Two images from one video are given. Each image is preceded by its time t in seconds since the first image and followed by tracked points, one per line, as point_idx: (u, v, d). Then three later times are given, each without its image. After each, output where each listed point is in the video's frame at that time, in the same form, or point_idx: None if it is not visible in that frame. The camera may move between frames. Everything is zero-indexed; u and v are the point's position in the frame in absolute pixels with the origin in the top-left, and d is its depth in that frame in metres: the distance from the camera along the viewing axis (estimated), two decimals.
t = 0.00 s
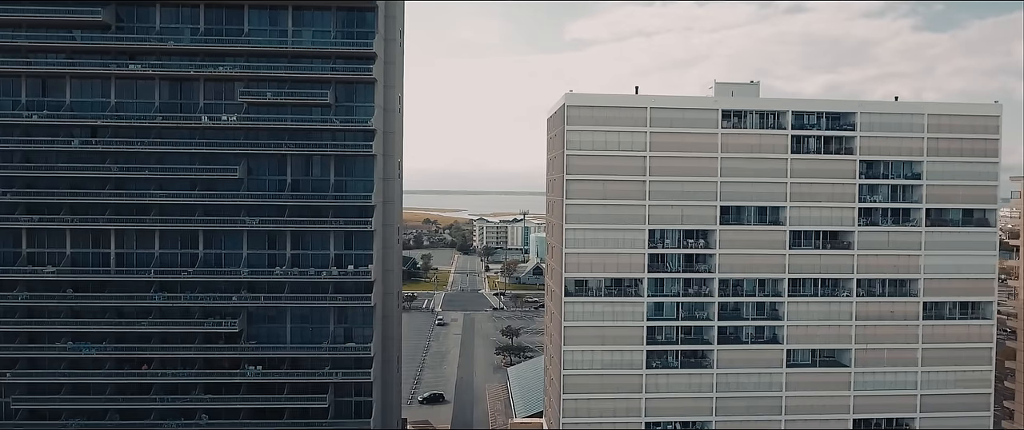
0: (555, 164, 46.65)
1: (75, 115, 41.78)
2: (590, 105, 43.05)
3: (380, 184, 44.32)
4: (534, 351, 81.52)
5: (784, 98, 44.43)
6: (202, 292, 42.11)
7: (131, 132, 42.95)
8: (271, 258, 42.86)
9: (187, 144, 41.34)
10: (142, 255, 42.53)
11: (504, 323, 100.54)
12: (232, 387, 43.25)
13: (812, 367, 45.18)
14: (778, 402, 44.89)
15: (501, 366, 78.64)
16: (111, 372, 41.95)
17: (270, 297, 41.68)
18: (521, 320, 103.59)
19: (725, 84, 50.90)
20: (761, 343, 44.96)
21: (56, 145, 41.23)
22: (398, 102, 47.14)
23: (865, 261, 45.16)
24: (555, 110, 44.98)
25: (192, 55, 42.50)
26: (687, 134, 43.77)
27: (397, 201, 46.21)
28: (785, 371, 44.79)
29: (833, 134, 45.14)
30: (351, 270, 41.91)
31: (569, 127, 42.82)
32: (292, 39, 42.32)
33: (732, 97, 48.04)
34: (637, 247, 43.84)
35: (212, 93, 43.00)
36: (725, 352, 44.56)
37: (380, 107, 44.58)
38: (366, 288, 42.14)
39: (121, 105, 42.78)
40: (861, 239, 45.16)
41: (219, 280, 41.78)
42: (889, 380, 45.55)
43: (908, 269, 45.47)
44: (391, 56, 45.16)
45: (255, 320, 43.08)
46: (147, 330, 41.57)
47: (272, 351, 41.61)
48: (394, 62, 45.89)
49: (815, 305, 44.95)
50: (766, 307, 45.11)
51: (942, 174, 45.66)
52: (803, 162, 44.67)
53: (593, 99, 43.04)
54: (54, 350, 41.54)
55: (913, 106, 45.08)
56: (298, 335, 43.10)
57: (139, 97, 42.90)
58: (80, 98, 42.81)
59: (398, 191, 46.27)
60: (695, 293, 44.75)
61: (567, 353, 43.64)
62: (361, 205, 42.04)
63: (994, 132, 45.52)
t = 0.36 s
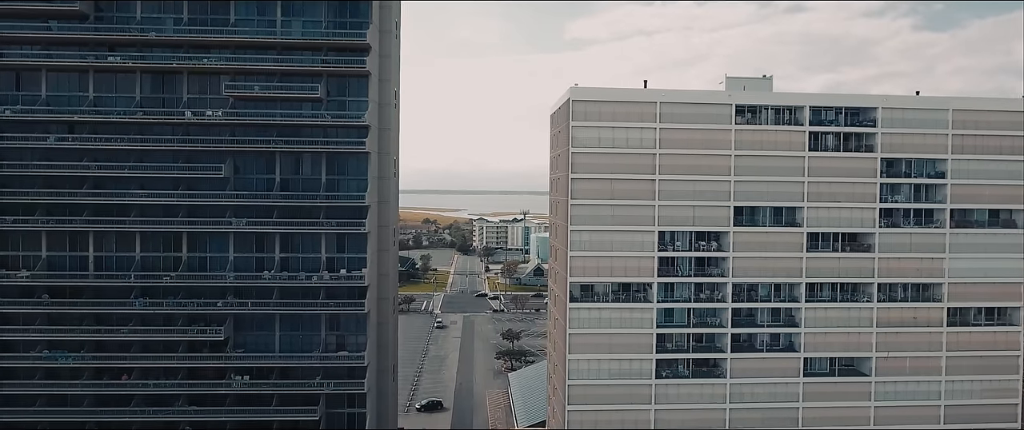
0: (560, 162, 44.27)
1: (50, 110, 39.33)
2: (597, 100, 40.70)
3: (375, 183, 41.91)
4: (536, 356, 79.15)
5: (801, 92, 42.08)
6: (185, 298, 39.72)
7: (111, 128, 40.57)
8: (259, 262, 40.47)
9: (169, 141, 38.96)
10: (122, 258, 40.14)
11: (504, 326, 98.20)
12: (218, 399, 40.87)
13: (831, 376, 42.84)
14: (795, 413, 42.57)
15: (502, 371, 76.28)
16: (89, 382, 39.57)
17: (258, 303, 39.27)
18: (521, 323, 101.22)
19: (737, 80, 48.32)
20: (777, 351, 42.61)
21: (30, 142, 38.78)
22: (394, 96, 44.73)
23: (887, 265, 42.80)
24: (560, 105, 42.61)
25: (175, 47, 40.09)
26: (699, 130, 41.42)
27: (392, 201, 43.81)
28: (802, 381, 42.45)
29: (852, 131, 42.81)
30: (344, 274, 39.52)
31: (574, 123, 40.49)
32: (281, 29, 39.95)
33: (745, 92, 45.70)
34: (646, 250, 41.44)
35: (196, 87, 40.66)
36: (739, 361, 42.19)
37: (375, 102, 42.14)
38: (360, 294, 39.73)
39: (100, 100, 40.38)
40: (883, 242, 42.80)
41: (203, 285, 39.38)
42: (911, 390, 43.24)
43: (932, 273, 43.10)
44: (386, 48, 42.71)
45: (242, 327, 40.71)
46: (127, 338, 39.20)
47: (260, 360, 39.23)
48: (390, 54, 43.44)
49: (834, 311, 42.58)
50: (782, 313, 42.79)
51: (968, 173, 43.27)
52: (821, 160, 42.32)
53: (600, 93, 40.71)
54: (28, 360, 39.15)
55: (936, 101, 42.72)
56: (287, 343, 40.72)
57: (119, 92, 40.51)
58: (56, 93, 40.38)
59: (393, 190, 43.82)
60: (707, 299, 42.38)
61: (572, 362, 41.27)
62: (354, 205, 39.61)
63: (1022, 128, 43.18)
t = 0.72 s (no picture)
0: (564, 160, 41.92)
1: (23, 105, 36.95)
2: (604, 94, 38.35)
3: (368, 182, 39.52)
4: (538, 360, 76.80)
5: (821, 86, 39.69)
6: (167, 304, 37.37)
7: (88, 124, 38.19)
8: (246, 266, 38.09)
9: (150, 138, 36.60)
10: (100, 262, 37.78)
11: (505, 330, 95.80)
12: (202, 412, 38.48)
13: (851, 387, 40.52)
14: (814, 426, 40.23)
15: (503, 377, 73.95)
16: (64, 395, 37.20)
17: (244, 310, 36.92)
18: (523, 326, 98.84)
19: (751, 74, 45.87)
20: (794, 360, 40.27)
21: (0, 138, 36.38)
22: (389, 91, 42.35)
23: (911, 269, 40.44)
24: (565, 99, 40.26)
25: (155, 38, 37.72)
26: (712, 126, 39.06)
27: (387, 201, 41.43)
28: (821, 392, 40.10)
29: (873, 127, 40.47)
30: (336, 279, 37.13)
31: (580, 118, 38.15)
32: (268, 19, 37.59)
33: (759, 85, 43.35)
34: (656, 253, 39.08)
35: (179, 81, 38.29)
36: (755, 371, 39.85)
37: (369, 96, 39.76)
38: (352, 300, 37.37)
39: (76, 94, 38.00)
40: (906, 244, 40.45)
41: (186, 291, 37.03)
42: (936, 401, 40.91)
43: (959, 278, 40.72)
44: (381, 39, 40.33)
45: (228, 335, 38.35)
46: (104, 347, 36.84)
47: (246, 371, 36.87)
48: (385, 46, 41.07)
49: (854, 318, 40.25)
50: (800, 320, 40.45)
51: (996, 172, 40.91)
52: (841, 158, 39.95)
53: (608, 87, 38.36)
54: None
55: (963, 95, 40.37)
56: (275, 352, 38.35)
57: (96, 86, 38.15)
58: (29, 86, 37.99)
59: (388, 190, 41.41)
60: (721, 305, 40.03)
61: (578, 372, 38.93)
62: (346, 205, 37.25)
63: None
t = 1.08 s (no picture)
0: (569, 158, 39.76)
1: None
2: (612, 88, 36.21)
3: (362, 182, 37.33)
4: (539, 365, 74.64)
5: (840, 80, 37.51)
6: (147, 312, 35.15)
7: (63, 120, 35.94)
8: (230, 271, 35.87)
9: (129, 135, 34.38)
10: (77, 267, 35.56)
11: (505, 333, 93.64)
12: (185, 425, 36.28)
13: (871, 398, 38.40)
14: None
15: (503, 382, 71.82)
16: (37, 407, 34.96)
17: (229, 318, 34.74)
18: (523, 328, 96.71)
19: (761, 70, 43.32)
20: (812, 369, 38.13)
21: None
22: (384, 85, 40.15)
23: (934, 273, 38.31)
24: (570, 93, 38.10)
25: (135, 28, 35.50)
26: (725, 122, 36.91)
27: (382, 202, 39.26)
28: (840, 403, 37.98)
29: (895, 123, 38.36)
30: (327, 285, 34.96)
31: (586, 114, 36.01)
32: (255, 8, 35.39)
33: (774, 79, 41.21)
34: (667, 257, 36.92)
35: (160, 74, 36.09)
36: (771, 381, 37.71)
37: (362, 91, 37.57)
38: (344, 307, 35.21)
39: (51, 88, 35.76)
40: (930, 247, 38.31)
41: (168, 297, 34.83)
42: (960, 413, 38.80)
43: (985, 283, 38.58)
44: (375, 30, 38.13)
45: (212, 344, 36.16)
46: (80, 357, 34.60)
47: (231, 382, 34.71)
48: (379, 38, 38.87)
49: (875, 325, 38.11)
50: (817, 327, 38.31)
51: None
52: (861, 156, 37.79)
53: (616, 80, 36.20)
54: None
55: (990, 90, 38.24)
56: (262, 362, 36.19)
57: (73, 79, 35.92)
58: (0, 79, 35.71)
59: (382, 190, 39.22)
60: (734, 311, 37.87)
61: (584, 382, 36.78)
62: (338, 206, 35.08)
63: None
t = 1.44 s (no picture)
0: (576, 156, 37.33)
1: None
2: (621, 81, 33.84)
3: (354, 181, 34.87)
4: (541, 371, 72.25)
5: (865, 72, 35.11)
6: (123, 321, 32.71)
7: (33, 115, 33.47)
8: (213, 276, 33.43)
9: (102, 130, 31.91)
10: (48, 272, 33.10)
11: (506, 336, 91.23)
12: None
13: (897, 411, 36.02)
14: None
15: (504, 389, 69.44)
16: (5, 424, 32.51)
17: (210, 327, 32.31)
18: (524, 332, 94.33)
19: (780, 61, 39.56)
20: (834, 381, 35.73)
21: None
22: (378, 78, 37.72)
23: (965, 278, 35.93)
24: (578, 87, 35.71)
25: (110, 16, 33.04)
26: (742, 117, 34.54)
27: (376, 202, 36.83)
28: (865, 417, 35.62)
29: (923, 118, 36.01)
30: (315, 291, 32.55)
31: (594, 108, 33.65)
32: None
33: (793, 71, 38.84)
34: (680, 262, 34.50)
35: (137, 66, 33.66)
36: (791, 394, 35.33)
37: (355, 84, 35.11)
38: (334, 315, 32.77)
39: (20, 81, 33.29)
40: (961, 251, 35.92)
41: (145, 305, 32.38)
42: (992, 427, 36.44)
43: (1018, 289, 36.22)
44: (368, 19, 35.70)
45: (194, 355, 33.76)
46: (51, 370, 32.15)
47: (213, 396, 32.31)
48: (373, 28, 36.45)
49: (902, 333, 35.75)
50: (840, 336, 35.93)
51: None
52: (887, 153, 35.42)
53: (626, 73, 33.82)
54: None
55: None
56: (247, 374, 33.79)
57: (44, 71, 33.47)
58: None
59: (376, 189, 36.76)
60: (752, 320, 35.45)
61: (592, 395, 34.36)
62: (328, 207, 32.65)
63: None
